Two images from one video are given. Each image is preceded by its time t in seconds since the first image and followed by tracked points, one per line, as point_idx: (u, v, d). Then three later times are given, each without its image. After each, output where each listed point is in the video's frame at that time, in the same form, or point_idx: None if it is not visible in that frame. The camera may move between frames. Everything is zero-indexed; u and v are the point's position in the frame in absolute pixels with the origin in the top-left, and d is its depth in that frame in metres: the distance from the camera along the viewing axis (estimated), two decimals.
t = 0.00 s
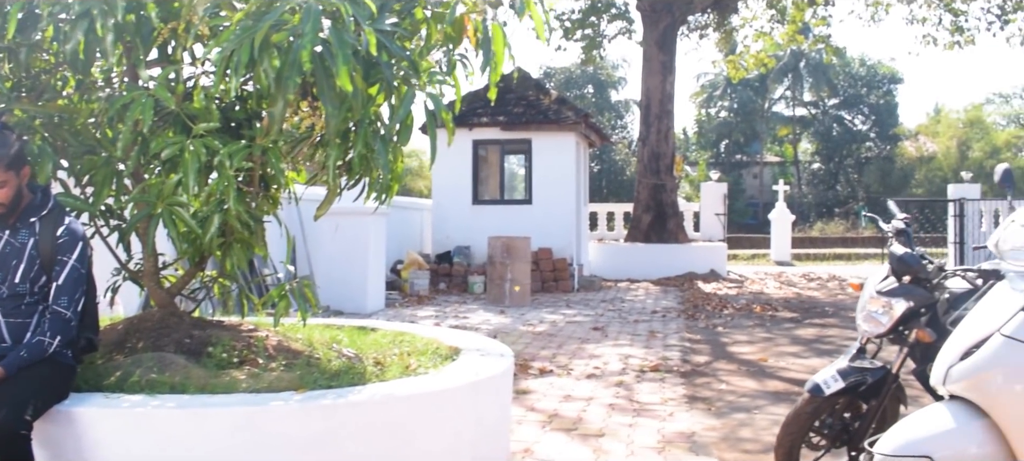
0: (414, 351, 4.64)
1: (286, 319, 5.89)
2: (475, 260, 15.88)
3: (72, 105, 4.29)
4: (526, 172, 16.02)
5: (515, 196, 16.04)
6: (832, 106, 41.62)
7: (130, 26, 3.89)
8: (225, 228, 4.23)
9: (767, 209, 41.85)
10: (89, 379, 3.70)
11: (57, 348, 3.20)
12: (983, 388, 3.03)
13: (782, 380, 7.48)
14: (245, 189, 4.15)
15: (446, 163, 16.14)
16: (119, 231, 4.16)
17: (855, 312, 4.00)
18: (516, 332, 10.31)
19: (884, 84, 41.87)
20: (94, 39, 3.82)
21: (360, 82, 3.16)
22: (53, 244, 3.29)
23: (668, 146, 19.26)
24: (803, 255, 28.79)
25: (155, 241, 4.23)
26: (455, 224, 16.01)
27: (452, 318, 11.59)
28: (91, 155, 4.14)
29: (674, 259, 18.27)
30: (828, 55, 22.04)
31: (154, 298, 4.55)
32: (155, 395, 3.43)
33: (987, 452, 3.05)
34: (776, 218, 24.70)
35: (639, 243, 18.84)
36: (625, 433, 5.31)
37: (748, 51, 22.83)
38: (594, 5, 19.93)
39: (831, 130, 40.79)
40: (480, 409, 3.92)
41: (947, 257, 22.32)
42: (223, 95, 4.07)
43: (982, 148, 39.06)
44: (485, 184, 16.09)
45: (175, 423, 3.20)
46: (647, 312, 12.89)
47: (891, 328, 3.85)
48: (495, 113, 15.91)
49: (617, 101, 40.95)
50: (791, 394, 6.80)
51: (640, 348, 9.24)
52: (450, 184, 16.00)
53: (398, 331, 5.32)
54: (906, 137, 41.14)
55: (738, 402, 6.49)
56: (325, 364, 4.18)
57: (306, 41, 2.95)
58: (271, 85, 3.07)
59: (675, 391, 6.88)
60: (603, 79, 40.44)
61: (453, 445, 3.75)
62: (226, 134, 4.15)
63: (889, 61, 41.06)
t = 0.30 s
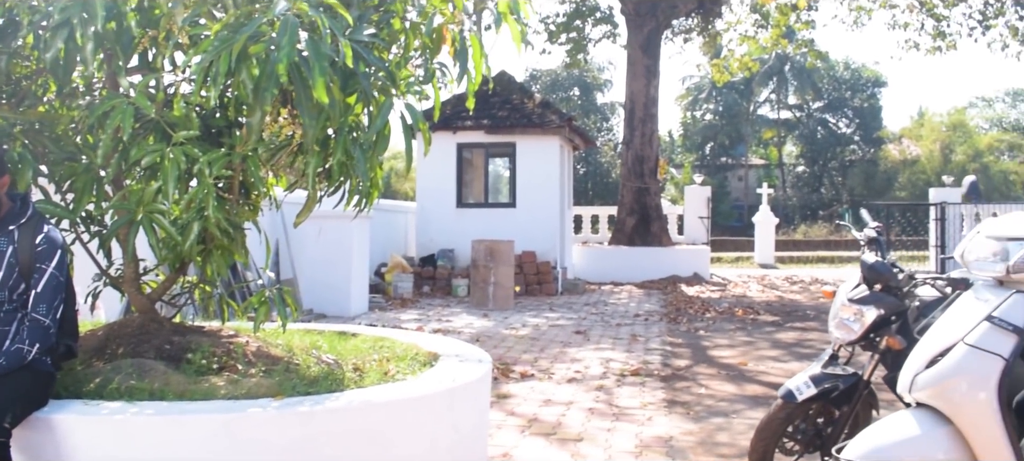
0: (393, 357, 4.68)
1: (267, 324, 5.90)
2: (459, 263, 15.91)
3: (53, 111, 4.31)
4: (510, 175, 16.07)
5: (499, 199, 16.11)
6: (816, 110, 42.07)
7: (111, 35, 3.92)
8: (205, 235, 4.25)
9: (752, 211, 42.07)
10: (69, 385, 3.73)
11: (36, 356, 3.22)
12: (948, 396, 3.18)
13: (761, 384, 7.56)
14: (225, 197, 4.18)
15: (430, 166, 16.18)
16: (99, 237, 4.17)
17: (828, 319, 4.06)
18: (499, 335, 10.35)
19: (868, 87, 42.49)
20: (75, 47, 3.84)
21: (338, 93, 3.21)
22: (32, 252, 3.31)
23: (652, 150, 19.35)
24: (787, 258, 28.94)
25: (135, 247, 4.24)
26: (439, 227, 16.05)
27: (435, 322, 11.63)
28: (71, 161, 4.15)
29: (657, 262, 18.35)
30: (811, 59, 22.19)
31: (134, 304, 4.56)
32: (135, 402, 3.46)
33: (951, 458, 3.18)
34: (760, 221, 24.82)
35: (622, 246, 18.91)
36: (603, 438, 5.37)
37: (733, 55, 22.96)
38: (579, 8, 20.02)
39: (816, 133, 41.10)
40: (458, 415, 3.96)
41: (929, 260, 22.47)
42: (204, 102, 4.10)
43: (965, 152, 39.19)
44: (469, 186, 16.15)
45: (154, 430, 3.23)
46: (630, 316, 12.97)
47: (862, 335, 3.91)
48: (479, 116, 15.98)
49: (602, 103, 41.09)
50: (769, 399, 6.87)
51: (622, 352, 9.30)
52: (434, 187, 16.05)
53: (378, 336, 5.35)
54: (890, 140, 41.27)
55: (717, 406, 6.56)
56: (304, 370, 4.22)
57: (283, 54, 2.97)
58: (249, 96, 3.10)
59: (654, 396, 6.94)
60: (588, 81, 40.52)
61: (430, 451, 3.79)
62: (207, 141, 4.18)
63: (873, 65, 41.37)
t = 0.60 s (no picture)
0: (379, 359, 4.75)
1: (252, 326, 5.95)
2: (445, 265, 15.98)
3: (43, 115, 4.36)
4: (496, 177, 16.15)
5: (486, 201, 16.18)
6: (800, 112, 42.61)
7: (101, 41, 4.00)
8: (194, 239, 4.31)
9: (737, 213, 42.35)
10: (60, 387, 3.79)
11: (28, 358, 3.29)
12: (916, 398, 3.30)
13: (742, 386, 7.66)
14: (213, 201, 4.24)
15: (417, 168, 16.25)
16: (88, 240, 4.23)
17: (804, 323, 4.15)
18: (484, 337, 10.43)
19: (852, 90, 43.07)
20: (66, 54, 3.91)
21: (326, 102, 3.29)
22: (24, 257, 3.38)
23: (637, 152, 19.49)
24: (771, 259, 29.17)
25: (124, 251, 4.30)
26: (425, 228, 16.12)
27: (421, 323, 11.71)
28: (61, 166, 4.21)
29: (641, 264, 18.47)
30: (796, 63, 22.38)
31: (123, 307, 4.62)
32: (125, 403, 3.52)
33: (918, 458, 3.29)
34: (744, 223, 25.00)
35: (608, 248, 19.03)
36: (586, 438, 5.46)
37: (718, 58, 23.10)
38: (565, 12, 20.13)
39: (801, 136, 41.47)
40: (442, 417, 4.03)
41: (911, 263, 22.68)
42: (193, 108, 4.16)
43: (948, 155, 39.22)
44: (455, 188, 16.22)
45: (143, 431, 3.29)
46: (614, 318, 13.08)
47: (837, 339, 4.00)
48: (465, 119, 16.06)
49: (589, 105, 41.23)
50: (750, 400, 6.98)
51: (605, 353, 9.41)
52: (421, 189, 16.12)
53: (364, 339, 5.42)
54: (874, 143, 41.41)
55: (698, 408, 6.66)
56: (292, 372, 4.30)
57: (273, 64, 3.04)
58: (239, 105, 3.18)
59: (637, 397, 7.03)
60: (575, 83, 40.62)
61: (414, 451, 3.86)
62: (196, 147, 4.24)
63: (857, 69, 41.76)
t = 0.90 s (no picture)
0: (367, 365, 4.85)
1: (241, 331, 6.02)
2: (431, 268, 16.08)
3: (34, 126, 4.43)
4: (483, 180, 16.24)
5: (472, 205, 16.28)
6: (785, 114, 42.89)
7: (93, 55, 4.07)
8: (185, 249, 4.39)
9: (723, 215, 42.52)
10: (54, 396, 3.86)
11: (25, 368, 3.36)
12: (886, 401, 3.44)
13: (724, 388, 7.78)
14: (204, 212, 4.32)
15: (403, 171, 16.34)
16: (81, 250, 4.31)
17: (780, 329, 4.27)
18: (470, 341, 10.52)
19: (837, 92, 43.48)
20: (58, 68, 3.99)
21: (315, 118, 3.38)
22: (19, 268, 3.47)
23: (623, 156, 19.62)
24: (756, 262, 29.34)
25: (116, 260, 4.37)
26: (411, 231, 16.20)
27: (408, 327, 11.79)
28: (53, 177, 4.29)
29: (627, 266, 18.60)
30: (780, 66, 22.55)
31: (114, 315, 4.69)
32: (119, 411, 3.61)
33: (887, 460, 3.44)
34: (729, 225, 25.15)
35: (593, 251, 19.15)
36: (570, 442, 5.56)
37: (703, 61, 23.23)
38: (551, 15, 20.23)
39: (786, 137, 41.76)
40: (429, 421, 4.13)
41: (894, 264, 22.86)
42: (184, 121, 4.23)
43: (932, 156, 39.36)
44: (442, 192, 16.31)
45: (137, 438, 3.38)
46: (600, 321, 13.19)
47: (813, 344, 4.12)
48: (452, 123, 16.16)
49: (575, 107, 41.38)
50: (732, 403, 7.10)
51: (591, 357, 9.51)
52: (407, 193, 16.18)
53: (352, 344, 5.51)
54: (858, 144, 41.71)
55: (681, 410, 6.78)
56: (281, 378, 4.39)
57: (264, 82, 3.13)
58: (230, 121, 3.27)
59: (621, 400, 7.14)
60: (561, 85, 40.73)
61: (402, 455, 3.96)
62: (186, 158, 4.32)
63: (842, 71, 42.09)
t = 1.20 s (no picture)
0: (351, 374, 4.93)
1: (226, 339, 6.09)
2: (418, 272, 16.14)
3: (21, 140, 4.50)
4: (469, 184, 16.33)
5: (458, 209, 16.35)
6: (772, 115, 43.19)
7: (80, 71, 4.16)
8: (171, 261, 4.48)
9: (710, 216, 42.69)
10: (42, 408, 3.94)
11: (14, 381, 3.44)
12: (853, 412, 3.59)
13: (705, 393, 7.89)
14: (190, 226, 4.41)
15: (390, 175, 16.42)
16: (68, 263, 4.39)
17: (754, 338, 4.38)
18: (455, 346, 10.61)
19: (823, 94, 43.85)
20: (46, 85, 4.06)
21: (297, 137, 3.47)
22: (7, 285, 3.56)
23: (609, 159, 19.75)
24: (742, 263, 29.52)
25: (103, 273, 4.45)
26: (398, 235, 16.30)
27: (394, 332, 11.86)
28: (40, 191, 4.36)
29: (613, 269, 18.69)
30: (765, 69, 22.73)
31: (101, 326, 4.76)
32: (106, 423, 3.69)
33: None
34: (716, 227, 25.29)
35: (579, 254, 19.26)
36: (552, 447, 5.67)
37: (689, 64, 23.37)
38: (537, 19, 20.32)
39: (772, 138, 42.01)
40: (412, 430, 4.23)
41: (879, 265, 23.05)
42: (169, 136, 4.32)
43: (917, 158, 39.60)
44: (429, 196, 16.39)
45: (124, 448, 3.46)
46: (585, 324, 13.31)
47: (785, 353, 4.24)
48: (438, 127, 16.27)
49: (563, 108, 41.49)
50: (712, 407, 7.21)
51: (575, 361, 9.62)
52: (394, 197, 16.28)
53: (338, 353, 5.59)
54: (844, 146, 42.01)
55: (662, 415, 6.88)
56: (266, 388, 4.47)
57: (247, 104, 3.22)
58: (215, 140, 3.36)
59: (603, 405, 7.25)
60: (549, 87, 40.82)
61: None
62: (172, 172, 4.40)
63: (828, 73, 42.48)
